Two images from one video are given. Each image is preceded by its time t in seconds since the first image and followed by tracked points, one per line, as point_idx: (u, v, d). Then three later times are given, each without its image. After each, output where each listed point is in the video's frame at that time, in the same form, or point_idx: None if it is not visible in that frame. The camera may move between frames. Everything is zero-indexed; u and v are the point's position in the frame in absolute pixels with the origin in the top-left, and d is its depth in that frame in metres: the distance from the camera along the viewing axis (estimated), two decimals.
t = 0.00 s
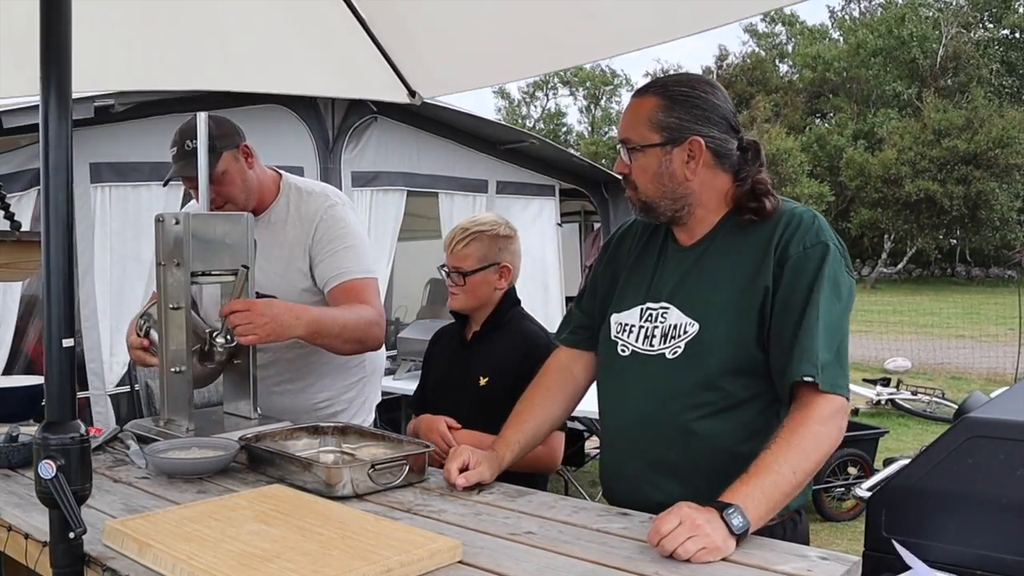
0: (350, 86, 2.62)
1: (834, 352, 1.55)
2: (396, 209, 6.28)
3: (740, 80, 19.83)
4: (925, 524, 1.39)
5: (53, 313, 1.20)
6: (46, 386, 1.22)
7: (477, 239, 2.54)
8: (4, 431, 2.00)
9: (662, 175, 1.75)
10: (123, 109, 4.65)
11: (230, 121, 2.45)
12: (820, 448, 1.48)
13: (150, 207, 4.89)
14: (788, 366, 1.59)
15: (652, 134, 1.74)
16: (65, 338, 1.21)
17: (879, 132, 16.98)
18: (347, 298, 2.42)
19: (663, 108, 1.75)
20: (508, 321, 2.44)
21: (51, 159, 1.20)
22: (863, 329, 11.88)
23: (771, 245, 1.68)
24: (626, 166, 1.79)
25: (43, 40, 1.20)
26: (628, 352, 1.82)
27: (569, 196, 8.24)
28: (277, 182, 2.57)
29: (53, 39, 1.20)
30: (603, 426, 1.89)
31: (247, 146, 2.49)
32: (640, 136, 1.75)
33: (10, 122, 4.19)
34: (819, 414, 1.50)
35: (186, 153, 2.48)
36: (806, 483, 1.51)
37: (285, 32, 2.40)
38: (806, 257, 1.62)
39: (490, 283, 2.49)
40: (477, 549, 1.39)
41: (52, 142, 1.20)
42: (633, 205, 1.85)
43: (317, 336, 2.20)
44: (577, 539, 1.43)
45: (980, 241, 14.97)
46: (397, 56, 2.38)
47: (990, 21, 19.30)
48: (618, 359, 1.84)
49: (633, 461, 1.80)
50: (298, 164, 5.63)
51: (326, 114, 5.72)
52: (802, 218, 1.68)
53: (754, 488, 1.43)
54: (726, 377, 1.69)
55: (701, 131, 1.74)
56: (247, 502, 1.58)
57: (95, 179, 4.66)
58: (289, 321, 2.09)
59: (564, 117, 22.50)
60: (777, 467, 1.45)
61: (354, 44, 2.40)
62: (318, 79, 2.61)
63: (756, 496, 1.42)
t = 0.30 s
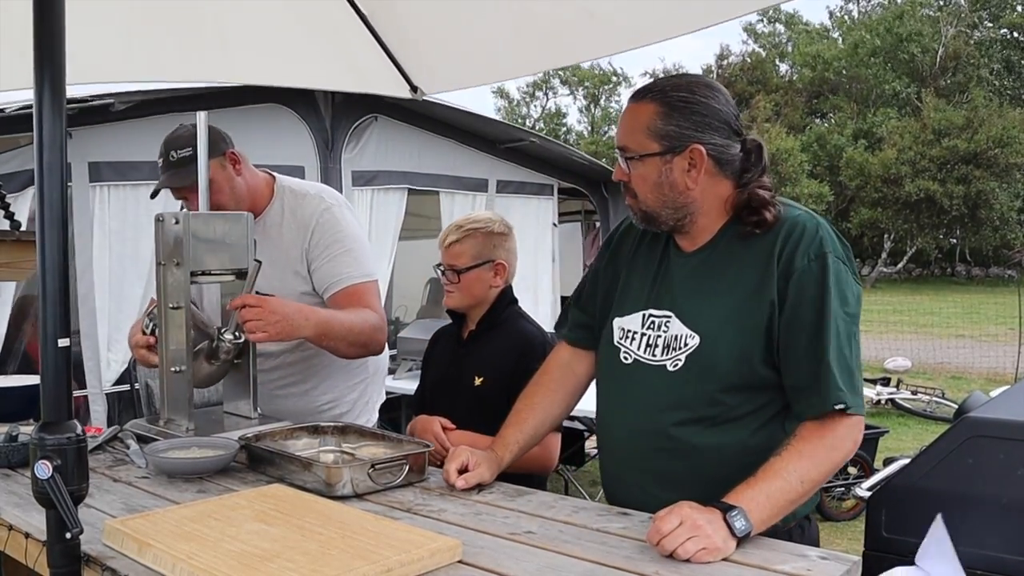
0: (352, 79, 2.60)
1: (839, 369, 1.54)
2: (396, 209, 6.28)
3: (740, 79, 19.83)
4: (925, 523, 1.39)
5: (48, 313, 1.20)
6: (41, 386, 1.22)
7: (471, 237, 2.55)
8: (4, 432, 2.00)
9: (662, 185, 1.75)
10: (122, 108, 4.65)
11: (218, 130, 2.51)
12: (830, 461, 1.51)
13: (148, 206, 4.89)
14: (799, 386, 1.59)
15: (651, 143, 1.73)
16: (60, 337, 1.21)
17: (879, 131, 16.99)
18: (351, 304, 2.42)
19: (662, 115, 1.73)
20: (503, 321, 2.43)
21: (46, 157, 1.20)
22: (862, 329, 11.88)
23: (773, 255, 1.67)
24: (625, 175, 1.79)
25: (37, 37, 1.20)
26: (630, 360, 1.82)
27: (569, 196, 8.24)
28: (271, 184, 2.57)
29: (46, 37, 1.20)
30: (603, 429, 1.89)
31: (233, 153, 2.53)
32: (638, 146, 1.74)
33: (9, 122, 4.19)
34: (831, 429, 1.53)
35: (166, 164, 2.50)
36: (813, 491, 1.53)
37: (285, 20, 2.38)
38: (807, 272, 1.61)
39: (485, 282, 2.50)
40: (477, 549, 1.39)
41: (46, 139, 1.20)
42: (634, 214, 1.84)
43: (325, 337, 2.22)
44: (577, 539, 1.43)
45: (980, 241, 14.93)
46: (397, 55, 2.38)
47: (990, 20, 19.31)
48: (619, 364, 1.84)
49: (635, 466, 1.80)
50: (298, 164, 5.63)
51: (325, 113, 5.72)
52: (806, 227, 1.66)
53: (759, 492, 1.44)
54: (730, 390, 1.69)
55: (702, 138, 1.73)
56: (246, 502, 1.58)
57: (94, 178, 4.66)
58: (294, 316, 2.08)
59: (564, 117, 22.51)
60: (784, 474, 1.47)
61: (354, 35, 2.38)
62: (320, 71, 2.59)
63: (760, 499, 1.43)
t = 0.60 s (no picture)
0: (338, 87, 2.59)
1: (833, 364, 1.54)
2: (397, 209, 6.28)
3: (740, 79, 19.82)
4: (925, 523, 1.39)
5: (48, 313, 1.20)
6: (42, 386, 1.22)
7: (477, 235, 2.54)
8: (4, 431, 2.00)
9: (649, 185, 1.74)
10: (123, 108, 4.64)
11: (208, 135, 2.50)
12: (826, 455, 1.49)
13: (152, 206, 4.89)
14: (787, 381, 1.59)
15: (636, 143, 1.73)
16: (61, 338, 1.21)
17: (879, 132, 16.99)
18: (348, 306, 2.42)
19: (646, 115, 1.73)
20: (508, 321, 2.43)
21: (47, 159, 1.20)
22: (863, 329, 11.87)
23: (763, 252, 1.67)
24: (612, 176, 1.78)
25: (38, 38, 1.20)
26: (623, 359, 1.82)
27: (569, 196, 8.24)
28: (264, 185, 2.56)
29: (47, 38, 1.21)
30: (600, 429, 1.89)
31: (224, 159, 2.50)
32: (624, 147, 1.74)
33: (11, 121, 4.19)
34: (827, 423, 1.50)
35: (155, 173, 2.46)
36: (811, 487, 1.52)
37: (266, 25, 2.37)
38: (798, 269, 1.61)
39: (491, 280, 2.50)
40: (477, 549, 1.38)
41: (47, 141, 1.20)
42: (623, 215, 1.84)
43: (323, 338, 2.21)
44: (577, 538, 1.43)
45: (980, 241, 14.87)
46: (392, 57, 2.38)
47: (990, 20, 19.33)
48: (613, 364, 1.85)
49: (631, 465, 1.80)
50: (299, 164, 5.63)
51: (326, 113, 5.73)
52: (795, 222, 1.66)
53: (756, 489, 1.44)
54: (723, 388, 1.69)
55: (687, 138, 1.72)
56: (247, 502, 1.58)
57: (96, 177, 4.66)
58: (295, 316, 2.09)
59: (563, 117, 22.50)
60: (780, 470, 1.47)
61: (335, 33, 2.36)
62: (305, 82, 2.58)
63: (758, 497, 1.43)
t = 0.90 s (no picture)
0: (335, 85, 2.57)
1: (825, 362, 1.53)
2: (397, 209, 6.28)
3: (740, 79, 19.82)
4: (926, 523, 1.38)
5: (48, 312, 1.20)
6: (42, 386, 1.22)
7: (491, 231, 2.52)
8: (4, 432, 2.00)
9: (640, 189, 1.74)
10: (123, 108, 4.64)
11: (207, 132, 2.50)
12: (823, 453, 1.49)
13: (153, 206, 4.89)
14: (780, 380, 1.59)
15: (626, 147, 1.73)
16: (61, 338, 1.21)
17: (878, 131, 17.00)
18: (344, 305, 2.43)
19: (635, 120, 1.73)
20: (513, 320, 2.43)
21: (46, 159, 1.20)
22: (863, 329, 11.88)
23: (755, 252, 1.68)
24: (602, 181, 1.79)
25: (38, 38, 1.20)
26: (621, 362, 1.82)
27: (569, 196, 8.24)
28: (263, 183, 2.56)
29: (46, 37, 1.21)
30: (603, 433, 1.89)
31: (223, 155, 2.50)
32: (614, 151, 1.74)
33: (12, 120, 4.19)
34: (822, 420, 1.50)
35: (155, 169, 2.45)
36: (810, 485, 1.52)
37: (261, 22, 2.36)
38: (787, 267, 1.61)
39: (507, 277, 2.51)
40: (476, 549, 1.38)
41: (46, 141, 1.20)
42: (616, 221, 1.83)
43: (317, 346, 2.20)
44: (577, 538, 1.43)
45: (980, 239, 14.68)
46: (391, 57, 2.38)
47: (989, 19, 19.34)
48: (612, 367, 1.85)
49: (632, 467, 1.80)
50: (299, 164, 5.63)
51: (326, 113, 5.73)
52: (785, 220, 1.66)
53: (755, 488, 1.44)
54: (719, 388, 1.69)
55: (677, 141, 1.72)
56: (246, 502, 1.58)
57: (97, 177, 4.66)
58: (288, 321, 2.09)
59: (563, 117, 22.51)
60: (778, 469, 1.47)
61: (328, 28, 2.35)
62: (302, 81, 2.57)
63: (758, 497, 1.43)
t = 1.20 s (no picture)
0: (336, 84, 2.57)
1: (830, 362, 1.53)
2: (397, 209, 6.28)
3: (740, 79, 19.82)
4: (926, 523, 1.38)
5: (48, 313, 1.20)
6: (42, 386, 1.22)
7: (493, 231, 2.53)
8: (4, 432, 2.00)
9: (646, 191, 1.74)
10: (123, 108, 4.64)
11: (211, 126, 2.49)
12: (824, 453, 1.49)
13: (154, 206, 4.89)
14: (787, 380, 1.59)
15: (632, 149, 1.73)
16: (61, 338, 1.21)
17: (878, 132, 17.00)
18: (345, 306, 2.44)
19: (642, 122, 1.74)
20: (515, 321, 2.43)
21: (46, 159, 1.20)
22: (863, 329, 11.88)
23: (760, 251, 1.68)
24: (608, 183, 1.79)
25: (38, 39, 1.20)
26: (628, 363, 1.82)
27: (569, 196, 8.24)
28: (265, 182, 2.57)
29: (47, 37, 1.21)
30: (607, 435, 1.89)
31: (229, 151, 2.49)
32: (620, 152, 1.75)
33: (12, 120, 4.19)
34: (824, 420, 1.50)
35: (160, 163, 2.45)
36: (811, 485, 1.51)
37: (263, 17, 2.35)
38: (791, 267, 1.62)
39: (509, 276, 2.51)
40: (476, 549, 1.39)
41: (46, 141, 1.20)
42: (622, 223, 1.83)
43: (327, 363, 2.20)
44: (577, 538, 1.43)
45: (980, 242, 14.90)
46: (391, 57, 2.39)
47: (989, 20, 19.35)
48: (618, 368, 1.85)
49: (640, 468, 1.80)
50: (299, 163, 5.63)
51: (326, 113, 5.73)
52: (788, 220, 1.67)
53: (755, 489, 1.44)
54: (726, 389, 1.68)
55: (683, 143, 1.72)
56: (246, 502, 1.58)
57: (97, 178, 4.66)
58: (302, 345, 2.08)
59: (564, 117, 22.52)
60: (779, 469, 1.46)
61: (330, 24, 2.34)
62: (304, 80, 2.57)
63: (758, 497, 1.43)
